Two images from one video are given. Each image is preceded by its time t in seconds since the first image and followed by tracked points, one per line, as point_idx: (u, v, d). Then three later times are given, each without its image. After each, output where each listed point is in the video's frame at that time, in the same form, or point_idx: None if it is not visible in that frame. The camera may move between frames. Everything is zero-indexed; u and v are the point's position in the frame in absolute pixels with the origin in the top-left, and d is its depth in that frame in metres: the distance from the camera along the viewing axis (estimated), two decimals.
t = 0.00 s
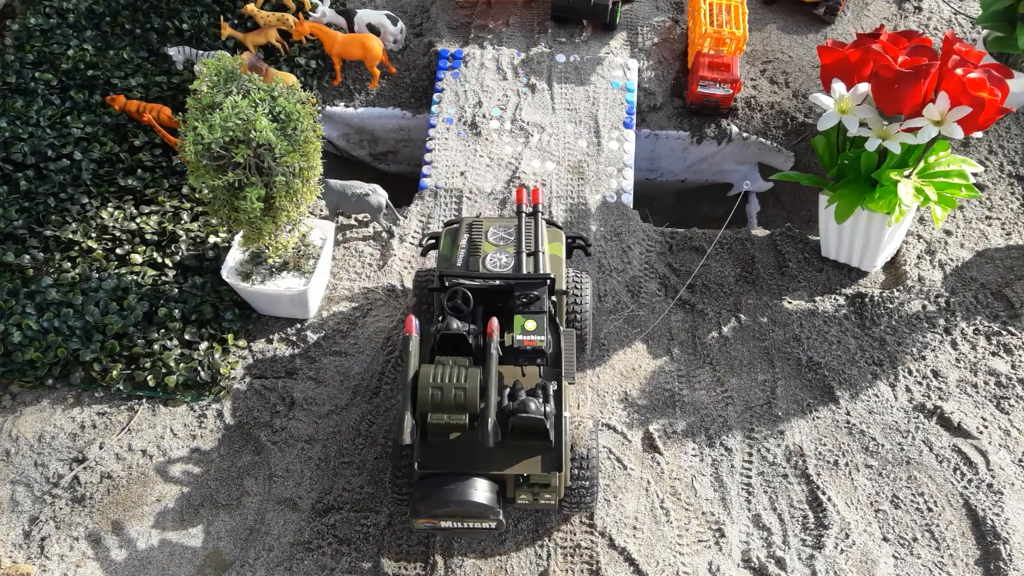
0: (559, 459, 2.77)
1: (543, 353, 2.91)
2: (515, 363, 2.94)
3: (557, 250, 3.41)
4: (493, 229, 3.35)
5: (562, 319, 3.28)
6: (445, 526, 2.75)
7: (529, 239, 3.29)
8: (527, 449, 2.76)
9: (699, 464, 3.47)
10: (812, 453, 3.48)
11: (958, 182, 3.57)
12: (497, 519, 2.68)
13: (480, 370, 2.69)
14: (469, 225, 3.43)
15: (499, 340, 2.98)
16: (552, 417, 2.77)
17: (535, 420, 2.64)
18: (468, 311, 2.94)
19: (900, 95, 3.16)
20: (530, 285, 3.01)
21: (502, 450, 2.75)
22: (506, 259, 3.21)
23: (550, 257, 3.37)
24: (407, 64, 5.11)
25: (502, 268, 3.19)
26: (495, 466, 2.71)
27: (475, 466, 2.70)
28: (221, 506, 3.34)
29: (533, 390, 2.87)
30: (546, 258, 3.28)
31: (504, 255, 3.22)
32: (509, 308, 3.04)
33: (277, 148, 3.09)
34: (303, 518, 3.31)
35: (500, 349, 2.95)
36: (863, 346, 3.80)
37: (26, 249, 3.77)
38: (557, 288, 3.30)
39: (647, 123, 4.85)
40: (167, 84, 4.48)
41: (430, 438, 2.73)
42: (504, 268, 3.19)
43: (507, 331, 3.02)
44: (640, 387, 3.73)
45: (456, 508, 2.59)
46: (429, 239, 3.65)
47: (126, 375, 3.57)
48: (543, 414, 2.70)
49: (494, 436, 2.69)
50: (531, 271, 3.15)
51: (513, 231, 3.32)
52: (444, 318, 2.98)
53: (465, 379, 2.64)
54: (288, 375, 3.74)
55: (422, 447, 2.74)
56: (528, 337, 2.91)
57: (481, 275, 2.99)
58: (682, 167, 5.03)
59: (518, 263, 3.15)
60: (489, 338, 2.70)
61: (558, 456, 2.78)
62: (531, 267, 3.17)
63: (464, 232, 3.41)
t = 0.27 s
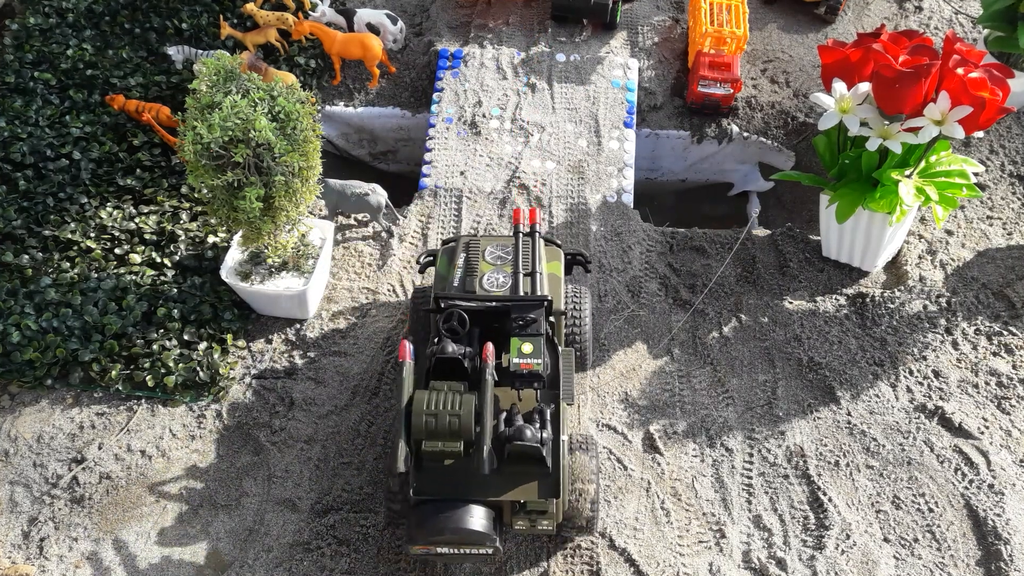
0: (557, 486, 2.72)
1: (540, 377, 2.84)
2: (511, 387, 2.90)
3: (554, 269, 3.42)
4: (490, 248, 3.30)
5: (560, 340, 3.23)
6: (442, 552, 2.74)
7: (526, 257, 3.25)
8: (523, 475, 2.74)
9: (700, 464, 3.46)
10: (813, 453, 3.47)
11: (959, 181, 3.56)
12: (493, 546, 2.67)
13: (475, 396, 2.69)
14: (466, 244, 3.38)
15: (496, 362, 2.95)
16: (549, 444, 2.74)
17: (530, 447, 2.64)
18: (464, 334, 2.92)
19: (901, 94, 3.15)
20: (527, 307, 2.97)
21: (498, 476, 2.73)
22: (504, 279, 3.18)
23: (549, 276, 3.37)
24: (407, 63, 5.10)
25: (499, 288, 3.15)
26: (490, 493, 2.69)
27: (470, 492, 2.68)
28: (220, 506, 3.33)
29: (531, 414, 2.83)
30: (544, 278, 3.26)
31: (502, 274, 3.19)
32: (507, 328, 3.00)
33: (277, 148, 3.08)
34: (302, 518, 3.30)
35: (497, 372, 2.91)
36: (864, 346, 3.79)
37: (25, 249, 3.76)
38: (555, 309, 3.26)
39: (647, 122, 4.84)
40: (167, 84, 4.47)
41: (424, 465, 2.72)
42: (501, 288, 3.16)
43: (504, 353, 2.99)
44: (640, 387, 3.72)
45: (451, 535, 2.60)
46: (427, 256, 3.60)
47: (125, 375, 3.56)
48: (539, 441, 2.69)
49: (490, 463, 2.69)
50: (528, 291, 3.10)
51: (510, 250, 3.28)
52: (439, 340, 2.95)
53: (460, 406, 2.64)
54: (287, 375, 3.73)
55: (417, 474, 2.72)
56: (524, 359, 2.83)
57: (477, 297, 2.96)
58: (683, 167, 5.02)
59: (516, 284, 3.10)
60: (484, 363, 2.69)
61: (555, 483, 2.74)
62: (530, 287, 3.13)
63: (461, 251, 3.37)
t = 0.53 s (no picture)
0: None
1: (537, 478, 2.70)
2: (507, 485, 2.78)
3: (554, 351, 3.22)
4: (487, 328, 3.10)
5: (560, 430, 3.08)
6: None
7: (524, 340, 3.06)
8: None
9: (700, 464, 3.47)
10: (813, 453, 3.48)
11: (958, 182, 3.57)
12: None
13: (465, 503, 2.56)
14: (460, 323, 3.15)
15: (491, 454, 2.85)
16: (546, 554, 2.62)
17: (527, 563, 2.54)
18: (456, 425, 2.82)
19: (900, 95, 3.16)
20: (526, 399, 2.81)
21: None
22: (501, 363, 2.97)
23: (548, 359, 3.18)
24: (407, 64, 5.11)
25: (495, 372, 2.94)
26: None
27: None
28: (221, 505, 3.34)
29: (527, 519, 2.73)
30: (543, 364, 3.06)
31: (498, 358, 2.98)
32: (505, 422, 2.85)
33: (277, 148, 3.09)
34: (303, 518, 3.31)
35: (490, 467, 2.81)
36: (864, 346, 3.79)
37: (26, 250, 3.77)
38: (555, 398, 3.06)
39: (646, 123, 4.86)
40: (167, 84, 4.48)
41: None
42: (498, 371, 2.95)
43: (499, 445, 2.87)
44: (640, 387, 3.73)
45: None
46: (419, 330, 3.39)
47: (126, 375, 3.57)
48: (536, 554, 2.57)
49: None
50: (527, 378, 2.91)
51: (508, 330, 3.07)
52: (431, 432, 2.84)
53: (449, 515, 2.50)
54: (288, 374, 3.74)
55: None
56: (521, 459, 2.70)
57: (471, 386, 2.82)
58: (682, 167, 5.03)
59: (514, 369, 2.91)
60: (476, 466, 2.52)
61: None
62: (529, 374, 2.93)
63: (454, 330, 3.12)
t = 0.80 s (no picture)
0: None
1: (535, 511, 2.70)
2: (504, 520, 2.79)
3: (553, 372, 3.12)
4: (483, 349, 3.03)
5: (559, 454, 3.07)
6: None
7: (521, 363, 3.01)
8: None
9: (700, 464, 3.47)
10: (813, 453, 3.48)
11: (958, 181, 3.57)
12: None
13: (459, 542, 2.56)
14: (456, 344, 3.10)
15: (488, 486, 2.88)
16: None
17: None
18: (451, 454, 2.82)
19: (900, 94, 3.16)
20: (523, 428, 2.81)
21: None
22: (496, 388, 2.92)
23: (546, 381, 3.08)
24: (407, 64, 5.11)
25: (491, 398, 2.90)
26: None
27: None
28: (221, 506, 3.34)
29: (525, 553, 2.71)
30: (540, 387, 2.99)
31: (494, 382, 2.93)
32: (501, 449, 2.85)
33: (277, 148, 3.09)
34: (303, 518, 3.31)
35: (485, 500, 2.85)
36: (864, 346, 3.79)
37: (26, 250, 3.77)
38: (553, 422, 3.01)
39: (646, 123, 4.86)
40: (167, 84, 4.48)
41: None
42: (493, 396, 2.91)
43: (496, 475, 2.89)
44: (640, 387, 3.73)
45: None
46: (415, 351, 3.32)
47: (126, 375, 3.57)
48: None
49: None
50: (523, 405, 2.87)
51: (505, 352, 3.02)
52: (426, 461, 2.86)
53: (442, 555, 2.49)
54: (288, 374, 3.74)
55: None
56: (518, 491, 2.70)
57: (467, 415, 2.82)
58: (682, 167, 5.03)
59: (511, 395, 2.87)
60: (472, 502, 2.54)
61: None
62: (525, 400, 2.89)
63: (450, 353, 3.06)
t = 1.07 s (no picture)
0: None
1: (535, 526, 2.68)
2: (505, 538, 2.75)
3: (552, 383, 3.13)
4: (482, 360, 3.05)
5: (560, 468, 3.04)
6: None
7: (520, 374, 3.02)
8: None
9: (700, 464, 3.47)
10: (813, 453, 3.48)
11: (958, 182, 3.57)
12: None
13: (458, 558, 2.60)
14: (455, 355, 3.12)
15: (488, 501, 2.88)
16: None
17: None
18: (450, 468, 2.86)
19: (900, 95, 3.16)
20: (522, 441, 2.83)
21: None
22: (495, 399, 2.94)
23: (545, 392, 3.09)
24: (407, 64, 5.11)
25: (490, 410, 2.91)
26: None
27: None
28: (220, 506, 3.34)
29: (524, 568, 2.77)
30: (539, 398, 2.99)
31: (493, 393, 2.95)
32: (501, 463, 2.86)
33: (277, 148, 3.09)
34: (303, 518, 3.31)
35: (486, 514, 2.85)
36: (864, 346, 3.80)
37: (26, 250, 3.77)
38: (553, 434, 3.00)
39: (646, 123, 4.86)
40: (167, 84, 4.48)
41: None
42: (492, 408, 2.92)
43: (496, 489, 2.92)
44: (640, 387, 3.73)
45: None
46: (413, 360, 3.31)
47: (126, 375, 3.57)
48: None
49: None
50: (522, 417, 2.88)
51: (503, 363, 3.03)
52: (426, 476, 2.89)
53: (441, 571, 2.54)
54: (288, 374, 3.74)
55: None
56: (518, 505, 2.69)
57: (467, 429, 2.83)
58: (682, 167, 5.03)
59: (510, 407, 2.88)
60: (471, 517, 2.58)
61: None
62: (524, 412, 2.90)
63: (449, 364, 3.08)
